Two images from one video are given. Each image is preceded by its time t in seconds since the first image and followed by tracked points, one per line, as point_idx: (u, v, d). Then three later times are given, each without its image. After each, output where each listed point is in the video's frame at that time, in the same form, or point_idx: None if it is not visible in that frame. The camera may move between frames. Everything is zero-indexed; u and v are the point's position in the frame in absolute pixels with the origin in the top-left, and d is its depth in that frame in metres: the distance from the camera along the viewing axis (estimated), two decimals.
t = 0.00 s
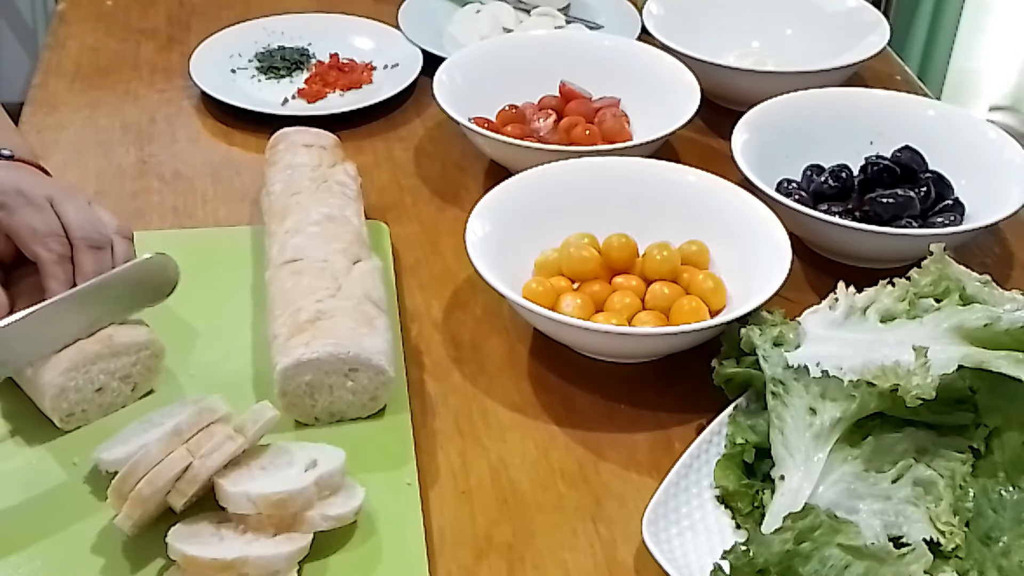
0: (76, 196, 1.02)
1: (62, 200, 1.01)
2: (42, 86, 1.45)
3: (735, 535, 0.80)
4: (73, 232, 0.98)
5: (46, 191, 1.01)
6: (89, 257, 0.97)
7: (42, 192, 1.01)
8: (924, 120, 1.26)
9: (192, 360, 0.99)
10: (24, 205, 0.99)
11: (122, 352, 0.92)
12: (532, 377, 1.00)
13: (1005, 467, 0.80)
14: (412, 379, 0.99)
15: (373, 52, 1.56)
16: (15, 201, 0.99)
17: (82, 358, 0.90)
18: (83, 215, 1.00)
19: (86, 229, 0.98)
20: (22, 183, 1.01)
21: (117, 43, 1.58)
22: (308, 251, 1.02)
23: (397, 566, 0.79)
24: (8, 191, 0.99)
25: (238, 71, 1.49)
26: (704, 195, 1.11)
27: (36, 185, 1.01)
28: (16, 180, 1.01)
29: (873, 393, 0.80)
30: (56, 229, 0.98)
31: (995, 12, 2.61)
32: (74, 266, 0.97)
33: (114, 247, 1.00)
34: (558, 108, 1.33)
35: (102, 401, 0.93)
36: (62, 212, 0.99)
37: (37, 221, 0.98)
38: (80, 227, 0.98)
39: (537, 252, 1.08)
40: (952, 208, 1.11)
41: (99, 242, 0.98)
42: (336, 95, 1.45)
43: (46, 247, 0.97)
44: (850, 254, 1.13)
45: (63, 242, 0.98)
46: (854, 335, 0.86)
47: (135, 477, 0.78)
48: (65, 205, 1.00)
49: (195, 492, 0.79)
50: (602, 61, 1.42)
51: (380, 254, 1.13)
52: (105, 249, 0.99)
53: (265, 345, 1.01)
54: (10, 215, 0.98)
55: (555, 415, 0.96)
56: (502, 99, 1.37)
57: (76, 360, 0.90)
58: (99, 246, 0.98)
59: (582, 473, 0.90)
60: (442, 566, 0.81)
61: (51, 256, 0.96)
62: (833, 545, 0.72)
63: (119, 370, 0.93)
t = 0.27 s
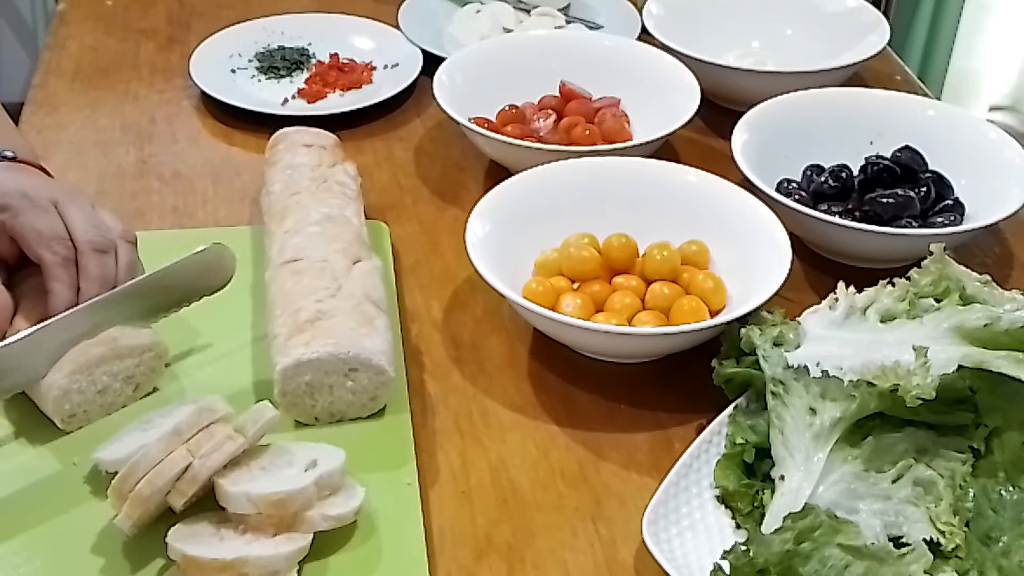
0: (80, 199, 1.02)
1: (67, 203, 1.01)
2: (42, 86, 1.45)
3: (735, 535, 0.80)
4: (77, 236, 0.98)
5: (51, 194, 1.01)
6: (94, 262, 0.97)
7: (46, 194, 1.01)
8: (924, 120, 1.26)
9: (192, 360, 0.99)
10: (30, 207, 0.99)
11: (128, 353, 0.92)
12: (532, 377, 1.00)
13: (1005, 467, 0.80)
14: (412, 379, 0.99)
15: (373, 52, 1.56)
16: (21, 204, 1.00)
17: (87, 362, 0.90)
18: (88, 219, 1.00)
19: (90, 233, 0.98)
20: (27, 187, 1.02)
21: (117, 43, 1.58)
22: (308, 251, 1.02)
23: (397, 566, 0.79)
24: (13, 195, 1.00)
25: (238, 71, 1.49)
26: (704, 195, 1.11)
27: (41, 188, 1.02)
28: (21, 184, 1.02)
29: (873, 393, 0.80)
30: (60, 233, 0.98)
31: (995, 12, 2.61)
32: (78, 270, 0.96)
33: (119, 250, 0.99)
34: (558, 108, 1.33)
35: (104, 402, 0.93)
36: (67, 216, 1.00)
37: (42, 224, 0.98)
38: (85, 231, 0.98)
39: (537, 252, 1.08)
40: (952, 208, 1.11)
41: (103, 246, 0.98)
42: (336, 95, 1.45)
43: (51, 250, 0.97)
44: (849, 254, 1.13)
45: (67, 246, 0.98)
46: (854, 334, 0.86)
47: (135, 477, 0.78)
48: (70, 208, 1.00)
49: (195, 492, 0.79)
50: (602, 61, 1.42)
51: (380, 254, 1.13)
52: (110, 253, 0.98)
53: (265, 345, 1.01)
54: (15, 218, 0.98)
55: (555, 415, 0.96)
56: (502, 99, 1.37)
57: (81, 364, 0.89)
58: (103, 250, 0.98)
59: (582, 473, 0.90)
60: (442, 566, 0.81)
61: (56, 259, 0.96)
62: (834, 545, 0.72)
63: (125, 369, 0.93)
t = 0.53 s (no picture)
0: (79, 201, 1.03)
1: (65, 204, 1.01)
2: (42, 86, 1.45)
3: (735, 535, 0.80)
4: (76, 237, 0.98)
5: (49, 195, 1.02)
6: (92, 262, 0.96)
7: (44, 196, 1.01)
8: (924, 120, 1.26)
9: (192, 359, 0.99)
10: (28, 209, 0.99)
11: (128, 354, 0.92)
12: (532, 377, 1.00)
13: (1005, 467, 0.80)
14: (412, 379, 0.99)
15: (373, 52, 1.56)
16: (21, 205, 1.00)
17: (87, 361, 0.90)
18: (86, 219, 1.00)
19: (89, 235, 0.98)
20: (24, 188, 1.01)
21: (117, 43, 1.58)
22: (308, 251, 1.02)
23: (397, 565, 0.79)
24: (11, 195, 1.00)
25: (238, 71, 1.49)
26: (704, 195, 1.11)
27: (40, 190, 1.02)
28: (18, 185, 1.02)
29: (873, 393, 0.80)
30: (59, 234, 0.98)
31: (996, 12, 2.61)
32: (77, 271, 0.96)
33: (117, 253, 0.99)
34: (558, 108, 1.33)
35: (105, 402, 0.93)
36: (66, 217, 1.00)
37: (41, 224, 0.98)
38: (84, 233, 0.98)
39: (537, 252, 1.08)
40: (952, 208, 1.11)
41: (102, 247, 0.98)
42: (336, 95, 1.45)
43: (48, 251, 0.96)
44: (850, 254, 1.13)
45: (65, 247, 0.97)
46: (854, 334, 0.86)
47: (135, 477, 0.78)
48: (68, 209, 1.01)
49: (195, 492, 0.79)
50: (602, 61, 1.42)
51: (380, 254, 1.13)
52: (108, 255, 0.98)
53: (265, 345, 1.01)
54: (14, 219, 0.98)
55: (555, 415, 0.96)
56: (502, 99, 1.37)
57: (82, 363, 0.89)
58: (102, 252, 0.98)
59: (582, 473, 0.90)
60: (442, 566, 0.81)
61: (53, 260, 0.96)
62: (834, 545, 0.72)
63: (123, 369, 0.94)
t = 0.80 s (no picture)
0: (79, 202, 1.02)
1: (65, 206, 1.01)
2: (42, 86, 1.45)
3: (735, 535, 0.80)
4: (76, 238, 0.98)
5: (49, 197, 1.01)
6: (93, 263, 0.97)
7: (44, 196, 1.01)
8: (924, 120, 1.26)
9: (192, 359, 0.99)
10: (28, 210, 0.99)
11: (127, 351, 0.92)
12: (532, 377, 1.00)
13: (1005, 467, 0.80)
14: (412, 379, 0.99)
15: (373, 52, 1.56)
16: (20, 206, 0.99)
17: (86, 361, 0.89)
18: (86, 220, 1.00)
19: (89, 235, 0.98)
20: (24, 188, 1.01)
21: (117, 43, 1.58)
22: (308, 251, 1.02)
23: (397, 565, 0.79)
24: (10, 196, 0.99)
25: (238, 71, 1.49)
26: (704, 195, 1.11)
27: (39, 190, 1.01)
28: (19, 185, 1.01)
29: (873, 393, 0.80)
30: (58, 235, 0.98)
31: (996, 12, 2.61)
32: (77, 272, 0.96)
33: (117, 254, 1.00)
34: (558, 108, 1.33)
35: (106, 402, 0.93)
36: (65, 217, 0.99)
37: (40, 224, 0.98)
38: (84, 233, 0.98)
39: (537, 252, 1.08)
40: (952, 208, 1.11)
41: (103, 248, 0.98)
42: (336, 95, 1.45)
43: (49, 252, 0.97)
44: (850, 254, 1.13)
45: (65, 248, 0.98)
46: (854, 334, 0.86)
47: (135, 477, 0.78)
48: (68, 210, 1.00)
49: (195, 492, 0.79)
50: (602, 61, 1.42)
51: (380, 254, 1.13)
52: (109, 256, 0.99)
53: (265, 345, 1.01)
54: (13, 220, 0.98)
55: (555, 415, 0.96)
56: (502, 99, 1.37)
57: (81, 363, 0.89)
58: (102, 253, 0.98)
59: (582, 473, 0.90)
60: (442, 566, 0.81)
61: (54, 261, 0.96)
62: (833, 545, 0.72)
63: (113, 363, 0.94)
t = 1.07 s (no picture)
0: (82, 204, 1.02)
1: (68, 207, 1.00)
2: (42, 85, 1.45)
3: (735, 535, 0.80)
4: (79, 240, 0.98)
5: (52, 198, 1.01)
6: (96, 265, 0.97)
7: (46, 198, 1.01)
8: (924, 120, 1.26)
9: (192, 359, 0.99)
10: (30, 211, 0.99)
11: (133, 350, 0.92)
12: (532, 377, 1.00)
13: (1005, 467, 0.80)
14: (412, 379, 0.99)
15: (373, 52, 1.56)
16: (21, 207, 0.99)
17: (108, 355, 0.91)
18: (89, 222, 1.00)
19: (92, 237, 0.98)
20: (26, 189, 1.01)
21: (117, 43, 1.58)
22: (308, 251, 1.02)
23: (397, 565, 0.79)
24: (13, 197, 0.99)
25: (238, 71, 1.49)
26: (704, 195, 1.11)
27: (42, 192, 1.01)
28: (19, 185, 1.01)
29: (873, 393, 0.80)
30: (61, 236, 0.98)
31: (995, 12, 2.61)
32: (81, 274, 0.97)
33: (120, 256, 1.00)
34: (558, 108, 1.33)
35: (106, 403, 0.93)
36: (68, 219, 0.99)
37: (40, 224, 0.98)
38: (87, 235, 0.98)
39: (537, 252, 1.08)
40: (952, 208, 1.11)
41: (106, 250, 0.98)
42: (336, 95, 1.45)
43: (52, 254, 0.97)
44: (850, 254, 1.13)
45: (68, 250, 0.98)
46: (854, 335, 0.86)
47: (135, 477, 0.78)
48: (71, 213, 1.00)
49: (195, 492, 0.78)
50: (602, 61, 1.42)
51: (380, 254, 1.13)
52: (111, 258, 0.99)
53: (265, 346, 1.01)
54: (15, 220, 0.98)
55: (555, 415, 0.96)
56: (502, 99, 1.37)
57: (103, 357, 0.91)
58: (105, 255, 0.98)
59: (582, 473, 0.90)
60: (442, 566, 0.81)
61: (57, 263, 0.96)
62: (833, 545, 0.72)
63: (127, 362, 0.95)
